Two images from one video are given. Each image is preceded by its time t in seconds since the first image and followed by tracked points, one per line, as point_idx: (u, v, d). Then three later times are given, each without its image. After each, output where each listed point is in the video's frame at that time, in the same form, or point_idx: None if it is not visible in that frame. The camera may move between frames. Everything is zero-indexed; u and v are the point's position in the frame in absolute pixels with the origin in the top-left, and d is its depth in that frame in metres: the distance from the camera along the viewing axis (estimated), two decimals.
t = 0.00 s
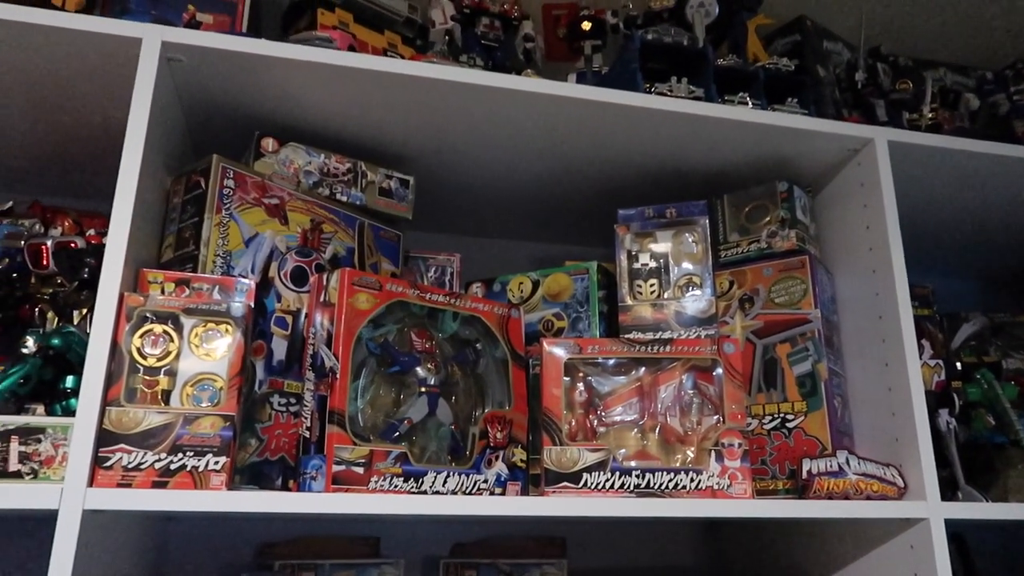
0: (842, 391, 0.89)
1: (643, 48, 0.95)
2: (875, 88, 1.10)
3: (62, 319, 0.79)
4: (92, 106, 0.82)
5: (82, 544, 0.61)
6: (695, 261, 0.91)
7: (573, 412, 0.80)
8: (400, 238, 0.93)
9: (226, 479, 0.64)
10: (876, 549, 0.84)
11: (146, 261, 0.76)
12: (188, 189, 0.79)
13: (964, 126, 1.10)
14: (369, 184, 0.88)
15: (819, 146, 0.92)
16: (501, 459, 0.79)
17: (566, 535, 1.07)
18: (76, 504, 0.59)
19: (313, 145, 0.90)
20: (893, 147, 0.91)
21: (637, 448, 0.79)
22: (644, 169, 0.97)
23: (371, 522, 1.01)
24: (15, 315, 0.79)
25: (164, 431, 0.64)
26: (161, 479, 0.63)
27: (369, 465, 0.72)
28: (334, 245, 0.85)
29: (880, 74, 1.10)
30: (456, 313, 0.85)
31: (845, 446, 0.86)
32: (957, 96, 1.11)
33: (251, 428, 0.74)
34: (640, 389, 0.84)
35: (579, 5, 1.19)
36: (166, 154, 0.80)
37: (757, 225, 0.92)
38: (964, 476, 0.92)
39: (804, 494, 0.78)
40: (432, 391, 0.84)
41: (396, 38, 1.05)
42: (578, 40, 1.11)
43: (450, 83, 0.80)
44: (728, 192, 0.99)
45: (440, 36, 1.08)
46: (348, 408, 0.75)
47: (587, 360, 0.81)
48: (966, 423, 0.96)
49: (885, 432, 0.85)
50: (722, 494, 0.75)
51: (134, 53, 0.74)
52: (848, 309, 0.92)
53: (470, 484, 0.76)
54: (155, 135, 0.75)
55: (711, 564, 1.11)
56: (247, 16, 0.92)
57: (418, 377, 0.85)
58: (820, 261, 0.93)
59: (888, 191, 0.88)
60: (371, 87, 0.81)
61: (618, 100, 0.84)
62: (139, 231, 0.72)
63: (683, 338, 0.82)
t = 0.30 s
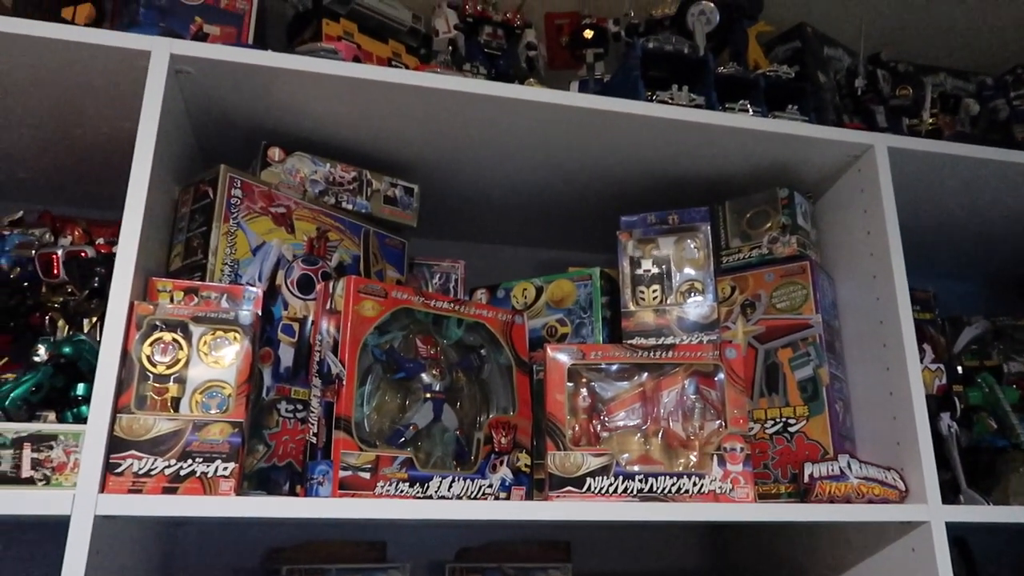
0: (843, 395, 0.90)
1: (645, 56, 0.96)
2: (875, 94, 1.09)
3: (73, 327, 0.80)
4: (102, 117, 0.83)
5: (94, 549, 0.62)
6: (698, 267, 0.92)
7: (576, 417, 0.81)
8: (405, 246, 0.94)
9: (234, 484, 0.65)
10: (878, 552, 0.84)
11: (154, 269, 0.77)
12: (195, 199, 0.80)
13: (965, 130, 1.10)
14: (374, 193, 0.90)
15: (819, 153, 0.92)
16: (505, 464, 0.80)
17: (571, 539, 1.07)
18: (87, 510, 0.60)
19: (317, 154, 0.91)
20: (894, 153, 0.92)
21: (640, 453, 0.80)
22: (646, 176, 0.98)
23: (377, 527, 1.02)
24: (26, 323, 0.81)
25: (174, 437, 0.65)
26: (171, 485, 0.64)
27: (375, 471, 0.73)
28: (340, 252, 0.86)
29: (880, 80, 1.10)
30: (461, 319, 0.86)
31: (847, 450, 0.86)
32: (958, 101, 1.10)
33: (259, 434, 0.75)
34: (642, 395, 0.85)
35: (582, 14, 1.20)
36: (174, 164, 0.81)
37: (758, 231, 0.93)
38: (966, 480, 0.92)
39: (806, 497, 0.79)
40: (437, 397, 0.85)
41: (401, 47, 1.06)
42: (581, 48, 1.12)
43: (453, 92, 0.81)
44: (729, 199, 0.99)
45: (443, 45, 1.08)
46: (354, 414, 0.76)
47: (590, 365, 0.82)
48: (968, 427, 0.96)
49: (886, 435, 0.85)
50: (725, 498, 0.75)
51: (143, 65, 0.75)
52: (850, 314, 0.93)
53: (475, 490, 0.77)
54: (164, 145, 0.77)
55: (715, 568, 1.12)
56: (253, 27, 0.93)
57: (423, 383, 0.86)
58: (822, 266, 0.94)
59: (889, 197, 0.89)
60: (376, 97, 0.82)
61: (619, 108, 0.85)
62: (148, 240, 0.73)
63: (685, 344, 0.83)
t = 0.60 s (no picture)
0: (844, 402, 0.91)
1: (646, 66, 0.97)
2: (875, 104, 1.10)
3: (81, 336, 0.80)
4: (110, 127, 0.84)
5: (104, 555, 0.63)
6: (699, 274, 0.93)
7: (580, 424, 0.82)
8: (409, 254, 0.95)
9: (242, 491, 0.66)
10: (879, 559, 0.85)
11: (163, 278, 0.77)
12: (203, 208, 0.81)
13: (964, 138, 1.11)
14: (379, 203, 0.91)
15: (820, 162, 0.93)
16: (509, 470, 0.81)
17: (574, 546, 1.08)
18: (97, 517, 0.61)
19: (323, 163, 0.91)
20: (893, 162, 0.93)
21: (643, 459, 0.80)
22: (648, 184, 0.99)
23: (381, 533, 1.02)
24: (35, 331, 0.82)
25: (182, 445, 0.66)
26: (179, 492, 0.65)
27: (381, 477, 0.74)
28: (345, 261, 0.87)
29: (879, 90, 1.11)
30: (465, 327, 0.87)
31: (848, 457, 0.87)
32: (956, 110, 1.12)
33: (266, 441, 0.76)
34: (645, 402, 0.86)
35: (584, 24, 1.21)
36: (182, 174, 0.82)
37: (759, 239, 0.94)
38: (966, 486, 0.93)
39: (807, 504, 0.79)
40: (442, 404, 0.85)
41: (405, 57, 1.07)
42: (583, 58, 1.14)
43: (457, 103, 0.82)
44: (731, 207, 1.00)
45: (447, 55, 1.10)
46: (360, 421, 0.77)
47: (593, 373, 0.82)
48: (968, 433, 0.97)
49: (886, 442, 0.86)
50: (727, 504, 0.76)
51: (151, 77, 0.76)
52: (850, 321, 0.94)
53: (480, 496, 0.78)
54: (172, 155, 0.78)
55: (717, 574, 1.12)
56: (259, 38, 0.95)
57: (428, 390, 0.86)
58: (822, 274, 0.95)
59: (888, 206, 0.90)
60: (381, 107, 0.83)
61: (622, 119, 0.86)
62: (156, 250, 0.74)
63: (687, 351, 0.83)
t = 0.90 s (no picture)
0: (843, 411, 0.91)
1: (644, 78, 0.98)
2: (871, 114, 1.11)
3: (84, 348, 0.81)
4: (112, 142, 0.85)
5: (105, 568, 0.64)
6: (698, 284, 0.94)
7: (578, 434, 0.82)
8: (409, 265, 0.96)
9: (243, 503, 0.66)
10: (879, 568, 0.85)
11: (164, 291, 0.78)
12: (204, 222, 0.82)
13: (961, 147, 1.11)
14: (378, 215, 0.91)
15: (816, 172, 0.94)
16: (508, 481, 0.82)
17: (575, 556, 1.08)
18: (99, 529, 0.62)
19: (325, 176, 0.92)
20: (889, 172, 0.93)
21: (642, 470, 0.81)
22: (646, 195, 0.99)
23: (382, 544, 1.03)
24: (37, 344, 0.82)
25: (183, 457, 0.66)
26: (180, 504, 0.65)
27: (380, 488, 0.75)
28: (345, 273, 0.88)
29: (875, 100, 1.12)
30: (464, 338, 0.88)
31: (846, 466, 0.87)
32: (953, 119, 1.13)
33: (266, 453, 0.76)
34: (643, 411, 0.85)
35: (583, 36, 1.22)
36: (184, 188, 0.83)
37: (756, 249, 0.95)
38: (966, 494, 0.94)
39: (805, 513, 0.80)
40: (441, 415, 0.86)
41: (404, 70, 1.08)
42: (581, 70, 1.15)
43: (456, 116, 0.83)
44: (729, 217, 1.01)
45: (446, 68, 1.10)
46: (360, 433, 0.77)
47: (592, 383, 0.83)
48: (967, 442, 0.98)
49: (885, 451, 0.86)
50: (725, 513, 0.76)
51: (153, 92, 0.77)
52: (848, 331, 0.94)
53: (479, 507, 0.78)
54: (173, 170, 0.79)
55: None
56: (260, 52, 0.96)
57: (428, 402, 0.86)
58: (820, 283, 0.95)
59: (885, 216, 0.90)
60: (380, 121, 0.84)
61: (619, 131, 0.86)
62: (158, 263, 0.75)
63: (685, 361, 0.84)
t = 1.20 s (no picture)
0: (835, 415, 0.91)
1: (636, 84, 0.98)
2: (862, 119, 1.11)
3: (75, 354, 0.81)
4: (104, 148, 0.85)
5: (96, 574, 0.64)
6: (690, 288, 0.94)
7: (570, 439, 0.82)
8: (402, 271, 0.96)
9: (234, 508, 0.66)
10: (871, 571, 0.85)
11: (155, 296, 0.78)
12: (196, 228, 0.81)
13: (951, 152, 1.12)
14: (371, 220, 0.91)
15: (807, 177, 0.94)
16: (501, 486, 0.82)
17: (568, 560, 1.08)
18: (90, 534, 0.62)
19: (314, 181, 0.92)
20: (879, 177, 0.94)
21: (633, 473, 0.81)
22: (638, 200, 1.00)
23: (376, 549, 1.03)
24: (30, 350, 0.83)
25: (175, 463, 0.66)
26: (172, 510, 0.65)
27: (373, 493, 0.75)
28: (338, 278, 0.88)
29: (866, 105, 1.11)
30: (456, 343, 0.88)
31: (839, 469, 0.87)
32: (944, 124, 1.15)
33: (258, 458, 0.76)
34: (636, 416, 0.85)
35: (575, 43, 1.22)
36: (176, 194, 0.83)
37: (748, 254, 0.95)
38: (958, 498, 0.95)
39: (797, 517, 0.80)
40: (434, 420, 0.86)
41: (397, 77, 1.09)
42: (573, 75, 1.16)
43: (448, 122, 0.83)
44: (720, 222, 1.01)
45: (439, 73, 1.11)
46: (353, 438, 0.78)
47: (583, 388, 0.83)
48: (958, 445, 0.99)
49: (877, 455, 0.86)
50: (717, 518, 0.76)
51: (145, 98, 0.77)
52: (840, 335, 0.94)
53: (472, 511, 0.79)
54: (165, 176, 0.79)
55: None
56: (253, 58, 0.96)
57: (420, 407, 0.87)
58: (811, 288, 0.96)
59: (876, 221, 0.91)
60: (372, 126, 0.84)
61: (610, 136, 0.87)
62: (149, 269, 0.75)
63: (677, 365, 0.84)
